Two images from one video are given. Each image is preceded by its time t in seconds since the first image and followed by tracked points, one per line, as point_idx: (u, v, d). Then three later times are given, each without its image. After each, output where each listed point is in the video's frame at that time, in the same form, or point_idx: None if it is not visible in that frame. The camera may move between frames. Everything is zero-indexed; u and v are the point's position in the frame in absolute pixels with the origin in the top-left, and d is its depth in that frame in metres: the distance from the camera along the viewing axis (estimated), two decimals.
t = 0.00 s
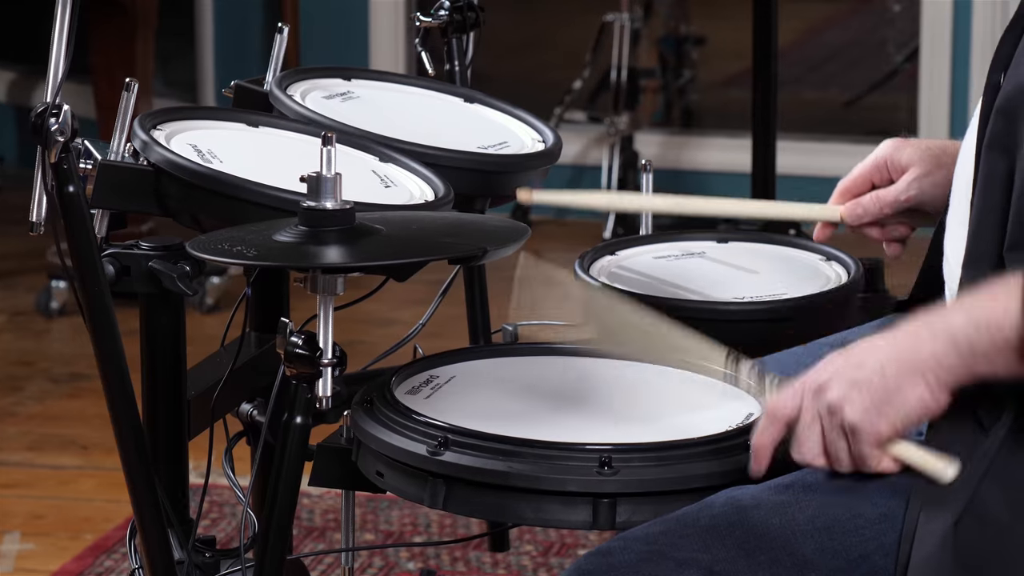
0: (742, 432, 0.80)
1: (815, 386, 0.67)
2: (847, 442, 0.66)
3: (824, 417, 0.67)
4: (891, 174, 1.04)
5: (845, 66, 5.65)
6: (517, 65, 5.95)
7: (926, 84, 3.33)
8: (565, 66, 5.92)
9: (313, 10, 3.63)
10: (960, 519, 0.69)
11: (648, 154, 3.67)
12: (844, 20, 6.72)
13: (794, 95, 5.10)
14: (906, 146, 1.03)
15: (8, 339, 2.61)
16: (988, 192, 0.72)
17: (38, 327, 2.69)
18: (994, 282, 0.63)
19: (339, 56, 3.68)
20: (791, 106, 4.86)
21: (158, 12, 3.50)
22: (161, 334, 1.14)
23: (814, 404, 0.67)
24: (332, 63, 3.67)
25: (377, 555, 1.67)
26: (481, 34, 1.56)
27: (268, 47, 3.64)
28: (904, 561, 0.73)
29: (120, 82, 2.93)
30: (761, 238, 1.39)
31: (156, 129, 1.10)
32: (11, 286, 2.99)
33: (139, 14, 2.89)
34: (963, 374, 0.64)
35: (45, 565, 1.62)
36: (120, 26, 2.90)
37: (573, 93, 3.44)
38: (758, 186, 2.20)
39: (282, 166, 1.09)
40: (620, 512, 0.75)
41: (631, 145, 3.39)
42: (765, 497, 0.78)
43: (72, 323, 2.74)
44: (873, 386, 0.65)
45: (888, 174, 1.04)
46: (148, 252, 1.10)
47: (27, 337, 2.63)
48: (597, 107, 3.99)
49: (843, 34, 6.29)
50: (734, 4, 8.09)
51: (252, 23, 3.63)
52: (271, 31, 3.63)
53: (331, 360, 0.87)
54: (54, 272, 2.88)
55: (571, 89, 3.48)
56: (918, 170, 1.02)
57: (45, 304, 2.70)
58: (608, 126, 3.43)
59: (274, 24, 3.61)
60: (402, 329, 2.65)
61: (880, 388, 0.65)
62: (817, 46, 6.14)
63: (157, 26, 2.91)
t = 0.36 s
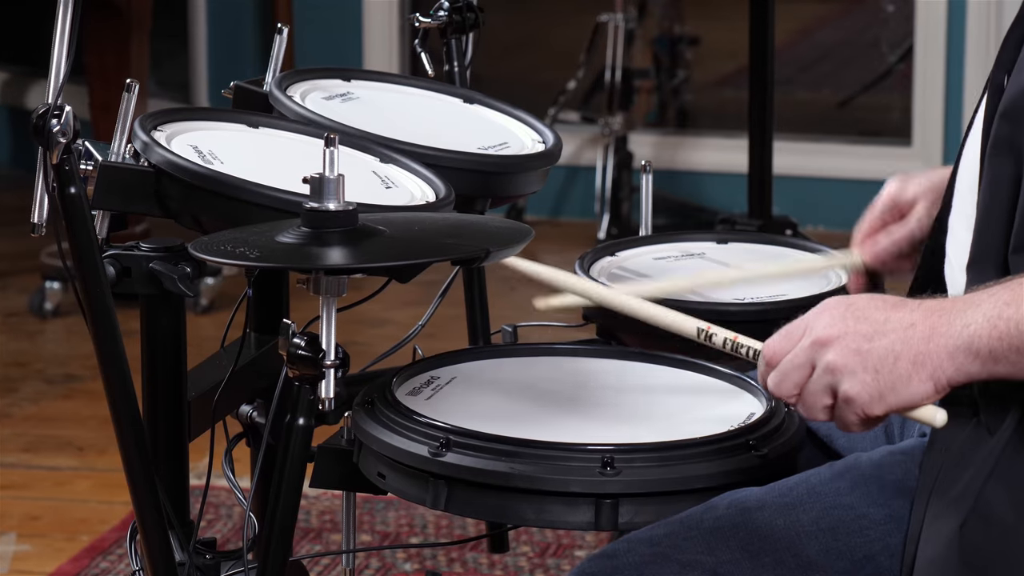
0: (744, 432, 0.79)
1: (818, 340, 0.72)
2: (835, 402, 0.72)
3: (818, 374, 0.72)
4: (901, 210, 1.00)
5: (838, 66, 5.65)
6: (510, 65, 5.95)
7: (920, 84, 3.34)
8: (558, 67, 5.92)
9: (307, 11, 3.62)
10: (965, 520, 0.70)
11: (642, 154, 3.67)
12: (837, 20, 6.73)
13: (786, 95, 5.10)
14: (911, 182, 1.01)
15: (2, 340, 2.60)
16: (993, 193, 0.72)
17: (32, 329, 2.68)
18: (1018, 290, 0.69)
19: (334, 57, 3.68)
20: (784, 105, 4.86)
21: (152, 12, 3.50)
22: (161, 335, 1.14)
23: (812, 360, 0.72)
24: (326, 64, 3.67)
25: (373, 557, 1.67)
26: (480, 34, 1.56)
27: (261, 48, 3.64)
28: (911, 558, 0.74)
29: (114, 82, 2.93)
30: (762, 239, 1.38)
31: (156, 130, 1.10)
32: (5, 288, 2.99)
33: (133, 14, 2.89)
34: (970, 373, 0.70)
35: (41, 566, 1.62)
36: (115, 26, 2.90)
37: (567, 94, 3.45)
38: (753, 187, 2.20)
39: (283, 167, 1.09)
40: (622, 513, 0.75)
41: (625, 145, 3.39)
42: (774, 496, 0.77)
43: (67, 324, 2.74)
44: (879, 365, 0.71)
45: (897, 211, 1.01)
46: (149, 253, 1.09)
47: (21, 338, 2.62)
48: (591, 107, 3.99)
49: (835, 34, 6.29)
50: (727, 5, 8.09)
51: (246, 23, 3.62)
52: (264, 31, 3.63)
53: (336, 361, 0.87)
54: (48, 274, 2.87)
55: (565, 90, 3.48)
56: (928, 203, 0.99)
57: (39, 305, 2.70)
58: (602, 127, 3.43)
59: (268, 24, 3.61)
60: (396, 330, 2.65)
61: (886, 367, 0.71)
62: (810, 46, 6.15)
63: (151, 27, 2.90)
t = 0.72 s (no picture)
0: (745, 433, 0.79)
1: (816, 337, 0.74)
2: (831, 399, 0.73)
3: (816, 372, 0.73)
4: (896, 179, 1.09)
5: (831, 66, 5.65)
6: (504, 66, 5.94)
7: (913, 84, 3.34)
8: (552, 67, 5.92)
9: (301, 10, 3.62)
10: (964, 519, 0.70)
11: (635, 154, 3.68)
12: (829, 20, 6.73)
13: (779, 95, 5.10)
14: (910, 155, 1.09)
15: None
16: (989, 196, 0.73)
17: (25, 330, 2.68)
18: (1017, 290, 0.69)
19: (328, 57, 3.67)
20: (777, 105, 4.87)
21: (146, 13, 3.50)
22: (160, 336, 1.13)
23: (811, 357, 0.74)
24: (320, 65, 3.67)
25: (368, 557, 1.67)
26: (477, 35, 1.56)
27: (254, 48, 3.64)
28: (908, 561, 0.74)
29: (107, 82, 2.93)
30: (759, 239, 1.39)
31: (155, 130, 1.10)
32: None
33: (126, 14, 2.88)
34: (967, 369, 0.71)
35: (36, 567, 1.61)
36: (108, 26, 2.89)
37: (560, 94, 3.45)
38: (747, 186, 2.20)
39: (282, 168, 1.09)
40: (622, 514, 0.75)
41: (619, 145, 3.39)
42: (772, 495, 0.77)
43: (61, 324, 2.73)
44: (874, 358, 0.72)
45: (891, 180, 1.10)
46: (147, 254, 1.09)
47: (15, 339, 2.62)
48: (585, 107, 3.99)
49: (827, 34, 6.30)
50: (719, 5, 8.10)
51: (240, 23, 3.62)
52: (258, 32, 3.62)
53: (336, 361, 0.87)
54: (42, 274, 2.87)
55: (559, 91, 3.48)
56: (922, 177, 1.07)
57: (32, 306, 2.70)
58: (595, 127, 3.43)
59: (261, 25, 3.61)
60: (391, 330, 2.64)
61: (881, 360, 0.72)
62: (802, 46, 6.15)
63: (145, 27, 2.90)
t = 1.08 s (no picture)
0: (740, 432, 0.79)
1: (813, 358, 0.71)
2: (834, 419, 0.70)
3: (816, 393, 0.70)
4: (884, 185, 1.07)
5: (821, 66, 5.67)
6: (495, 66, 5.94)
7: (904, 86, 3.35)
8: (544, 68, 5.92)
9: (293, 9, 3.62)
10: (962, 520, 0.70)
11: (626, 154, 3.68)
12: (819, 20, 6.75)
13: (769, 95, 5.11)
14: (898, 158, 1.06)
15: None
16: (985, 198, 0.73)
17: (16, 330, 2.68)
18: (1010, 288, 0.68)
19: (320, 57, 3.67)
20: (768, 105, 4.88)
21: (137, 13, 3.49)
22: (154, 337, 1.13)
23: (809, 378, 0.71)
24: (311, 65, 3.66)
25: (361, 558, 1.66)
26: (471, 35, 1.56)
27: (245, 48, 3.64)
28: (906, 560, 0.73)
29: (97, 82, 2.93)
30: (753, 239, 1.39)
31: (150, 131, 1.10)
32: None
33: (118, 14, 2.88)
34: (966, 372, 0.69)
35: (29, 568, 1.61)
36: (100, 26, 2.89)
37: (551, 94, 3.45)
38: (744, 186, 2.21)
39: (277, 168, 1.09)
40: (618, 514, 0.75)
41: (609, 145, 3.40)
42: (769, 497, 0.77)
43: (52, 325, 2.73)
44: (873, 372, 0.69)
45: (880, 185, 1.07)
46: (142, 254, 1.09)
47: (6, 339, 2.62)
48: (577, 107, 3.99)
49: (817, 34, 6.31)
50: (709, 5, 8.12)
51: (231, 23, 3.62)
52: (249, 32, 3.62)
53: (331, 362, 0.87)
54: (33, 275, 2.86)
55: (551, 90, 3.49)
56: (911, 180, 1.05)
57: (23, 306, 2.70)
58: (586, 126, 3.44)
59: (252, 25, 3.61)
60: (382, 330, 2.64)
61: (880, 374, 0.69)
62: (793, 46, 6.17)
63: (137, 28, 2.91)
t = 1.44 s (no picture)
0: (738, 433, 0.80)
1: (789, 221, 0.68)
2: (795, 284, 0.68)
3: (785, 256, 0.68)
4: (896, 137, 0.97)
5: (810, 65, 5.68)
6: (485, 66, 5.94)
7: (894, 88, 3.36)
8: (533, 67, 5.92)
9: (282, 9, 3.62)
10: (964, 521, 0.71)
11: (616, 154, 3.69)
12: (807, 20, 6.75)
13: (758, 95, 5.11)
14: (916, 122, 0.97)
15: None
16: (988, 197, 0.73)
17: (5, 331, 2.67)
18: (1003, 201, 0.67)
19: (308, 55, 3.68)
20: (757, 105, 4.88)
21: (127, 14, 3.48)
22: (150, 337, 1.13)
23: (780, 240, 0.69)
24: (301, 65, 3.66)
25: (354, 558, 1.66)
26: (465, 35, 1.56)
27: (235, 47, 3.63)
28: (907, 559, 0.74)
29: (87, 83, 2.92)
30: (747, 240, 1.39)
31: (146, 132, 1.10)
32: None
33: (107, 14, 2.87)
34: (939, 271, 0.68)
35: (20, 569, 1.61)
36: (89, 26, 2.89)
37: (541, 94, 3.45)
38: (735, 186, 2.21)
39: (273, 168, 1.09)
40: (616, 514, 0.75)
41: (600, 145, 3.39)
42: (768, 497, 0.77)
43: (42, 325, 2.72)
44: (848, 249, 0.67)
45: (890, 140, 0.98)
46: (137, 255, 1.09)
47: None
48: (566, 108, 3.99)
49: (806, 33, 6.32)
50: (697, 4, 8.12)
51: (220, 23, 3.61)
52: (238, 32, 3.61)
53: (330, 363, 0.87)
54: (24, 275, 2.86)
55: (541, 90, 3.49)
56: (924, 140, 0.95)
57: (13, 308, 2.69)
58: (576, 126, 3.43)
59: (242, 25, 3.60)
60: (374, 330, 2.64)
61: (855, 252, 0.67)
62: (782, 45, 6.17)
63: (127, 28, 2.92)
